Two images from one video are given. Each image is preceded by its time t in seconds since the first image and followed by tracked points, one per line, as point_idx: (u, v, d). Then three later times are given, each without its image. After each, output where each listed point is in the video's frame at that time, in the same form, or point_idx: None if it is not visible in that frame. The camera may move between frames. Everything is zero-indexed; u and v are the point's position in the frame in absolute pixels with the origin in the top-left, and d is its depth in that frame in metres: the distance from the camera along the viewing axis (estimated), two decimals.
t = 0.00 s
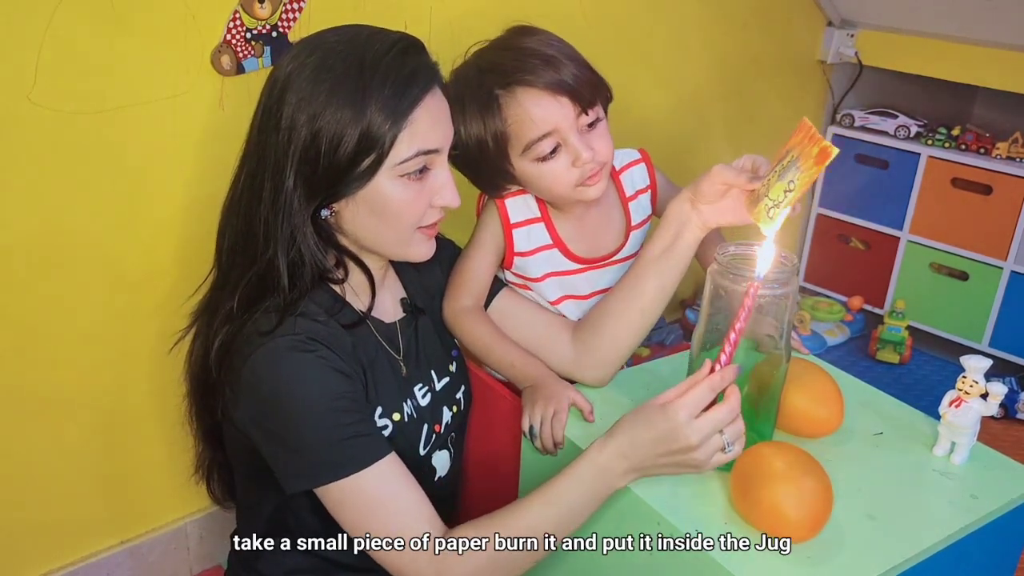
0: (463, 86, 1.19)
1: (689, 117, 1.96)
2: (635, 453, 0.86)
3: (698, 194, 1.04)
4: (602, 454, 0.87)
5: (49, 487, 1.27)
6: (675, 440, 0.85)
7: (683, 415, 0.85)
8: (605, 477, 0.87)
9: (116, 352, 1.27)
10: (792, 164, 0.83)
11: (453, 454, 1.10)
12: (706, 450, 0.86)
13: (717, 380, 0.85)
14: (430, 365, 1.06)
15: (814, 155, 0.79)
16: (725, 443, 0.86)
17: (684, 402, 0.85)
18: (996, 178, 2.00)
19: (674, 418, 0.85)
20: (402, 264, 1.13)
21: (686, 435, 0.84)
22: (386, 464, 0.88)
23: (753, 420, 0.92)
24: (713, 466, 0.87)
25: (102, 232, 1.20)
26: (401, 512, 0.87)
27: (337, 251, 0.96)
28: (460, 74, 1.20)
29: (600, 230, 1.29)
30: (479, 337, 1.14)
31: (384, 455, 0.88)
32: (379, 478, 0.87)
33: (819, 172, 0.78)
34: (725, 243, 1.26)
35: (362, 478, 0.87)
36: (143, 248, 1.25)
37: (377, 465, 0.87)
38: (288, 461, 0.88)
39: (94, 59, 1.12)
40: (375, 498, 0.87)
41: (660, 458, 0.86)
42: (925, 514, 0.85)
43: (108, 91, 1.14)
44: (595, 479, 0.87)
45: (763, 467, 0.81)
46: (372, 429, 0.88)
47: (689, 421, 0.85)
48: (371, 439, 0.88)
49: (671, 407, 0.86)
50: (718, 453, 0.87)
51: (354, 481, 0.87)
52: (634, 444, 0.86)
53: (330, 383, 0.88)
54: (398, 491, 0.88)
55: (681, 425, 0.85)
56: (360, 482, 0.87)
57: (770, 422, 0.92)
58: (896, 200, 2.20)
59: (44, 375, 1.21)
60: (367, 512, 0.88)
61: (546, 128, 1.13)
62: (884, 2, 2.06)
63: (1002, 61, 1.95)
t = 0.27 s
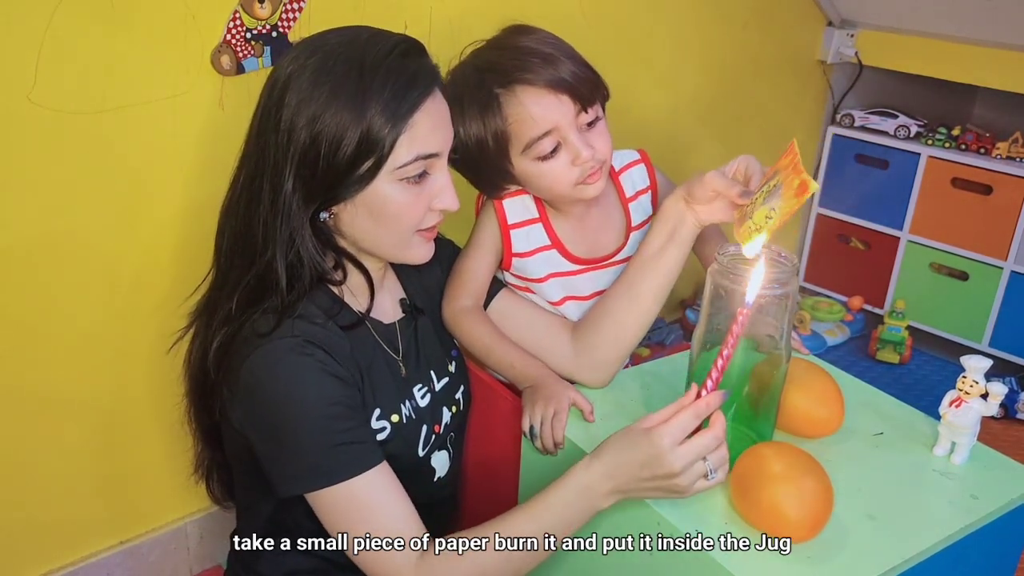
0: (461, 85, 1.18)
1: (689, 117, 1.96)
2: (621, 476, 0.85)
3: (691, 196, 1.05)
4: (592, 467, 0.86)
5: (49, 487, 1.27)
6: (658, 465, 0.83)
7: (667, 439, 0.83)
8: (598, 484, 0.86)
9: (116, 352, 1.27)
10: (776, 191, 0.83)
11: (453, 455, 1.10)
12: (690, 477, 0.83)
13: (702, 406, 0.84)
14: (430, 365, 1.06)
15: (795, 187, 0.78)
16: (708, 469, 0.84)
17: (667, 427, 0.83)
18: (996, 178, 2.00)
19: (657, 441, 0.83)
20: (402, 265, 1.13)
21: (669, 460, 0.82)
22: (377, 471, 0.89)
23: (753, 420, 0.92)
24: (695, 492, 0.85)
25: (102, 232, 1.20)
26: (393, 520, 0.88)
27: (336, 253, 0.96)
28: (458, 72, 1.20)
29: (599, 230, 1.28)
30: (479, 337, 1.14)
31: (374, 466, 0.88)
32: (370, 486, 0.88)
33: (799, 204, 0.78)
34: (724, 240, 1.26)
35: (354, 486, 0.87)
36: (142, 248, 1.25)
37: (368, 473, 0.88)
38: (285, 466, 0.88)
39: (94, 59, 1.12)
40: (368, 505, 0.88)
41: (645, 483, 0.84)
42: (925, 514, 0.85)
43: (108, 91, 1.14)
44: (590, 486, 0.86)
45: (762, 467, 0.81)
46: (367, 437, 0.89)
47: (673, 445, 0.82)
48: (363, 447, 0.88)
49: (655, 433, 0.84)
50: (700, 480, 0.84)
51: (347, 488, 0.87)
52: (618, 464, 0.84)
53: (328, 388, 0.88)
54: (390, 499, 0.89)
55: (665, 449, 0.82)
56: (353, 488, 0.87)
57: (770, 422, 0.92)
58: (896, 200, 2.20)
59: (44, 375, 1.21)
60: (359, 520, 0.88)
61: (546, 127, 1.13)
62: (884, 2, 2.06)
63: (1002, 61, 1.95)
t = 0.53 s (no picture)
0: (467, 82, 1.18)
1: (688, 117, 1.96)
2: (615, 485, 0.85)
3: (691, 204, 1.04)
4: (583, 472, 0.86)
5: (48, 487, 1.27)
6: (651, 472, 0.82)
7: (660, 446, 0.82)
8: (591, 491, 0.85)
9: (116, 352, 1.27)
10: (775, 227, 0.82)
11: (452, 456, 1.10)
12: (683, 483, 0.83)
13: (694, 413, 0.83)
14: (429, 366, 1.06)
15: (793, 232, 0.78)
16: (703, 475, 0.84)
17: (662, 433, 0.83)
18: (996, 178, 2.00)
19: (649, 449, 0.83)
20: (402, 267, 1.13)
21: (662, 468, 0.82)
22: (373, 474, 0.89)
23: (753, 421, 0.92)
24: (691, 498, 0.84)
25: (102, 232, 1.20)
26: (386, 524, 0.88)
27: (334, 254, 0.96)
28: (463, 68, 1.19)
29: (599, 231, 1.29)
30: (479, 337, 1.14)
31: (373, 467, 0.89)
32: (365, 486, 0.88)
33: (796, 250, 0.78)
34: (725, 243, 1.27)
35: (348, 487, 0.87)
36: (142, 248, 1.25)
37: (363, 476, 0.88)
38: (279, 471, 0.87)
39: (94, 58, 1.12)
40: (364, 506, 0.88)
41: (641, 488, 0.84)
42: (925, 514, 0.85)
43: (108, 91, 1.14)
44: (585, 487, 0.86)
45: (762, 467, 0.81)
46: (361, 442, 0.89)
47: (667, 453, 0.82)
48: (357, 451, 0.88)
49: (649, 438, 0.83)
50: (695, 485, 0.84)
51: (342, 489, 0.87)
52: (613, 470, 0.84)
53: (322, 394, 0.88)
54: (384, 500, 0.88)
55: (658, 456, 0.82)
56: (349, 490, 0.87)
57: (770, 423, 0.92)
58: (896, 200, 2.20)
59: (44, 375, 1.21)
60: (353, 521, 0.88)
61: (555, 126, 1.13)
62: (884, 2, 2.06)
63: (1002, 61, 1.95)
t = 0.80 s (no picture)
0: (488, 72, 1.18)
1: (688, 117, 1.96)
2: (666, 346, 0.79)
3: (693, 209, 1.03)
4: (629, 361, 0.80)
5: (48, 487, 1.27)
6: (709, 331, 0.78)
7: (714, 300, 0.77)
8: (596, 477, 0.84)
9: (116, 352, 1.27)
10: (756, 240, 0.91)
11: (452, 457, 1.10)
12: (739, 336, 0.79)
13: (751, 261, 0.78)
14: (427, 367, 1.06)
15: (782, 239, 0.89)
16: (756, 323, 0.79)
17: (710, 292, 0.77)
18: (996, 178, 2.00)
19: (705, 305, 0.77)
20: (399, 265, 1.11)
21: (722, 322, 0.77)
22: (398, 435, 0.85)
23: (752, 421, 0.92)
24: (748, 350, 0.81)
25: (103, 232, 1.20)
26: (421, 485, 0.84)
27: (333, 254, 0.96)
28: (485, 57, 1.19)
29: (599, 231, 1.29)
30: (478, 337, 1.14)
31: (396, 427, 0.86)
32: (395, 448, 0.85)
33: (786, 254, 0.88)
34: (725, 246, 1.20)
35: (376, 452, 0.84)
36: (143, 248, 1.25)
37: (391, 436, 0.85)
38: (290, 449, 0.86)
39: (94, 59, 1.12)
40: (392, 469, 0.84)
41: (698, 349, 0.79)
42: (925, 514, 0.85)
43: (109, 91, 1.14)
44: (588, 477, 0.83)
45: (764, 467, 0.81)
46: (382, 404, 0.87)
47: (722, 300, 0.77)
48: (378, 415, 0.85)
49: (698, 300, 0.78)
50: (751, 338, 0.80)
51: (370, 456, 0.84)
52: (667, 342, 0.79)
53: (329, 370, 0.86)
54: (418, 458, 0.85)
55: (713, 313, 0.77)
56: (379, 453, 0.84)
57: (770, 423, 0.92)
58: (896, 200, 2.20)
59: (44, 375, 1.21)
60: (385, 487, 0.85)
61: (568, 132, 1.12)
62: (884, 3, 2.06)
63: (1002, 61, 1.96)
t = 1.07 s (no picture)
0: (516, 59, 1.16)
1: (688, 116, 1.96)
2: (692, 287, 0.78)
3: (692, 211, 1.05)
4: (657, 304, 0.79)
5: (48, 488, 1.27)
6: (735, 273, 0.76)
7: (738, 239, 0.76)
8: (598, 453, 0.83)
9: (116, 352, 1.27)
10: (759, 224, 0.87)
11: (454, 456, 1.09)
12: (765, 276, 0.77)
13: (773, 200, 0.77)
14: (429, 365, 1.06)
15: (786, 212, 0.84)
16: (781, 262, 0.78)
17: (739, 229, 0.76)
18: (996, 178, 2.00)
19: (730, 245, 0.76)
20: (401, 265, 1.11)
21: (748, 263, 0.76)
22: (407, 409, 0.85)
23: (753, 420, 0.91)
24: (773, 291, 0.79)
25: (103, 232, 1.20)
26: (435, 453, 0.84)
27: (336, 251, 0.96)
28: (515, 44, 1.18)
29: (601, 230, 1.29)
30: (479, 336, 1.14)
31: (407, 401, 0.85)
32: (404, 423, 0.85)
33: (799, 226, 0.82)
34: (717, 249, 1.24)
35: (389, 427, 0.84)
36: (143, 248, 1.25)
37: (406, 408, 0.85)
38: (301, 433, 0.87)
39: (95, 58, 1.12)
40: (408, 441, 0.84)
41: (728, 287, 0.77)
42: (925, 514, 0.85)
43: (109, 91, 1.14)
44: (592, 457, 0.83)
45: (765, 465, 0.81)
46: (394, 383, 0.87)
47: (747, 238, 0.75)
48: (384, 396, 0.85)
49: (726, 238, 0.76)
50: (776, 277, 0.79)
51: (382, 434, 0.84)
52: (694, 281, 0.78)
53: (336, 355, 0.86)
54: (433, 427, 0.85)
55: (740, 253, 0.76)
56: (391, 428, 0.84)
57: (770, 422, 0.91)
58: (896, 200, 2.19)
59: (44, 375, 1.21)
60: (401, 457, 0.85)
61: (586, 132, 1.12)
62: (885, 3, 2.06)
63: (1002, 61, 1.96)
